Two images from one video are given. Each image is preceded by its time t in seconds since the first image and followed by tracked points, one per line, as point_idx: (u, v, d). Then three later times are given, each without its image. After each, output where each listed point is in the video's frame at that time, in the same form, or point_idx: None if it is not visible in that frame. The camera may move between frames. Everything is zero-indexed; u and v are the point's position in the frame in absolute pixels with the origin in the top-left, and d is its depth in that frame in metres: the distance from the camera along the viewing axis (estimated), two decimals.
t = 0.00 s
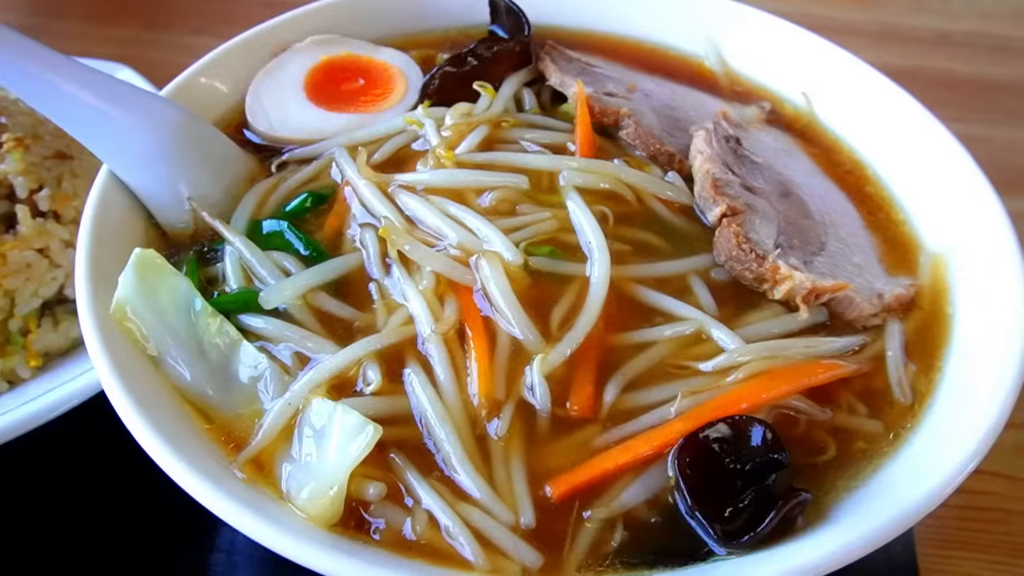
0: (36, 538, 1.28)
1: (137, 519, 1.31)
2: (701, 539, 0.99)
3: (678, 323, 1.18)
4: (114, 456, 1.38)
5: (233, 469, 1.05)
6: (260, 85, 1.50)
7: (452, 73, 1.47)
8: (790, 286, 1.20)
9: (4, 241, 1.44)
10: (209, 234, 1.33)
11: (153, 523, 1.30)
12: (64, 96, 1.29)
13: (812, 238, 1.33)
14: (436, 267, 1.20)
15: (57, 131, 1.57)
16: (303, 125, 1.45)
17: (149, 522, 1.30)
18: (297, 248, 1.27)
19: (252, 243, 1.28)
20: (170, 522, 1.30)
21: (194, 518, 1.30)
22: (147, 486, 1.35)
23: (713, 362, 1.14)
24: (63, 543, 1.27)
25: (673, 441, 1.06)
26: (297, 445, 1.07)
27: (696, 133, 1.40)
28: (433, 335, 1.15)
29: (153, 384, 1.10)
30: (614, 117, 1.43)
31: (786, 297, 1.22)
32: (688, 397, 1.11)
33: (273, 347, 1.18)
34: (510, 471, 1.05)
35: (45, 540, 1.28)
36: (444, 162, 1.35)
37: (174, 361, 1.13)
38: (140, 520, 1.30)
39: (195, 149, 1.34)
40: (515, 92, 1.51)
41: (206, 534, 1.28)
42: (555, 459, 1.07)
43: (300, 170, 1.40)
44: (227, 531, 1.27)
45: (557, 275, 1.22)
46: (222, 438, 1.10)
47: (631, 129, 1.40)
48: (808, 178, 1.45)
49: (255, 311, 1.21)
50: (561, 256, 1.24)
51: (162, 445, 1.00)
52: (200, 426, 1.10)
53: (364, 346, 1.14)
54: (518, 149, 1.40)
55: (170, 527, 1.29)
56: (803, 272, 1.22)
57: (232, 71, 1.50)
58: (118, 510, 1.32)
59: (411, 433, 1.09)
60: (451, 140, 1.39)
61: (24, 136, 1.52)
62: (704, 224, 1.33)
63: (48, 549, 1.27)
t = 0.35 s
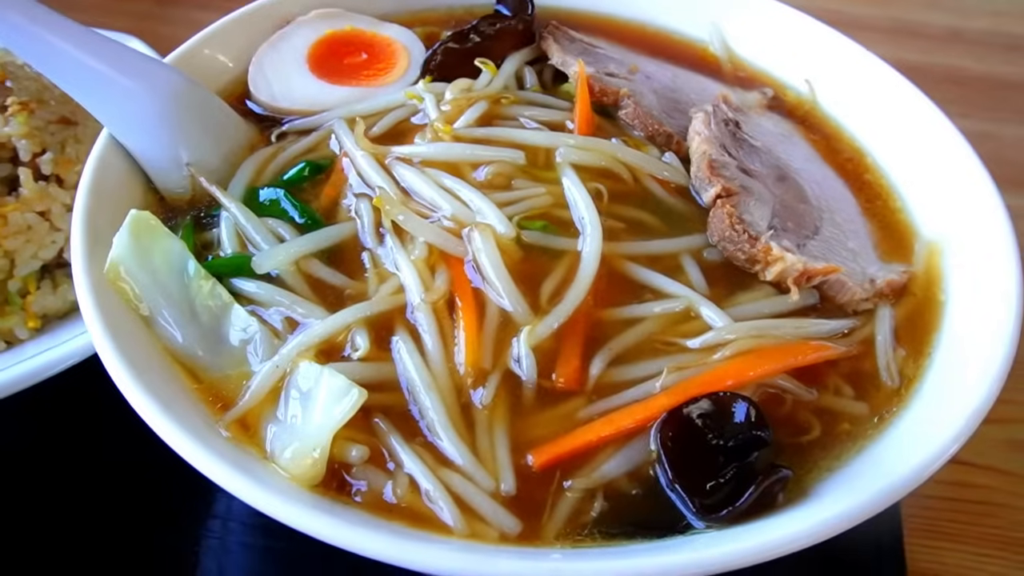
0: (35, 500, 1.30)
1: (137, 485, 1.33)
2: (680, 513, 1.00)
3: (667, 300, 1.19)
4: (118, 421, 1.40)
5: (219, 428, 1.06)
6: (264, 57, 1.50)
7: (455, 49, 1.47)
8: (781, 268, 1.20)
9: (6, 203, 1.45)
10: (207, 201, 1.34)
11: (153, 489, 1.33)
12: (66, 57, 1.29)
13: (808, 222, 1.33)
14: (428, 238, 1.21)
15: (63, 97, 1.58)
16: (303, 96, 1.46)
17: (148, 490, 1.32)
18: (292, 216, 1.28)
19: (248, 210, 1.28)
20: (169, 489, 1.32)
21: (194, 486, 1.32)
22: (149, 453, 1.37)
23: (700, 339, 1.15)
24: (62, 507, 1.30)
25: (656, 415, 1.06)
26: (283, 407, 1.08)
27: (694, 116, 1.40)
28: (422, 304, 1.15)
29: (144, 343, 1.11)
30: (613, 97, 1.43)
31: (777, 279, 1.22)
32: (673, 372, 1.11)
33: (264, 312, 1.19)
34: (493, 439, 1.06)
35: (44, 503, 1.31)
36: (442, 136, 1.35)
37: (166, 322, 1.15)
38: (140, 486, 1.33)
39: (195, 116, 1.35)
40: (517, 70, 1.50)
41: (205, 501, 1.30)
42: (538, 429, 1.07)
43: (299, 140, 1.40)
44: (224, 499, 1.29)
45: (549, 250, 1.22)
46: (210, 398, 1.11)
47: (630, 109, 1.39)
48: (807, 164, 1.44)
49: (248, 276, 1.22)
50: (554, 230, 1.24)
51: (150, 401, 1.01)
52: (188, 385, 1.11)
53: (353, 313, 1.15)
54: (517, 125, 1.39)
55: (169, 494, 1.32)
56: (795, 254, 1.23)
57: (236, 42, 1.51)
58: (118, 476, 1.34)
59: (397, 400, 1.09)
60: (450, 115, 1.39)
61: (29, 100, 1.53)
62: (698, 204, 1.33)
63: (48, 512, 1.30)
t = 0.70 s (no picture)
0: (84, 492, 1.28)
1: (193, 492, 1.30)
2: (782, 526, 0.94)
3: (760, 307, 1.15)
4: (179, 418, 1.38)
5: (299, 421, 1.02)
6: (336, 55, 1.49)
7: (530, 52, 1.46)
8: (875, 279, 1.16)
9: (72, 193, 1.43)
10: (280, 194, 1.31)
11: (206, 499, 1.29)
12: (144, 44, 1.27)
13: (896, 235, 1.29)
14: (511, 236, 1.18)
15: (129, 90, 1.56)
16: (376, 94, 1.44)
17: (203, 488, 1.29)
18: (369, 212, 1.25)
19: (324, 204, 1.25)
20: (227, 489, 1.30)
21: (251, 487, 1.29)
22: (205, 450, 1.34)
23: (797, 347, 1.11)
24: (97, 501, 1.28)
25: (755, 423, 1.02)
26: (365, 403, 1.04)
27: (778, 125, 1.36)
28: (507, 303, 1.12)
29: (221, 332, 1.08)
30: (694, 103, 1.39)
31: (869, 291, 1.17)
32: (769, 381, 1.07)
33: (341, 306, 1.15)
34: (583, 443, 1.02)
35: (68, 500, 1.27)
36: (520, 136, 1.32)
37: (242, 313, 1.11)
38: (196, 494, 1.29)
39: (270, 109, 1.33)
40: (592, 75, 1.47)
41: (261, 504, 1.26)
42: (630, 434, 1.03)
43: (373, 138, 1.38)
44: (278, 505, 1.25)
45: (635, 253, 1.18)
46: (287, 392, 1.07)
47: (711, 116, 1.36)
48: (889, 177, 1.41)
49: (325, 270, 1.19)
50: (639, 233, 1.21)
51: (229, 390, 0.97)
52: (265, 378, 1.07)
53: (436, 309, 1.11)
54: (596, 129, 1.36)
55: (227, 493, 1.29)
56: (888, 265, 1.19)
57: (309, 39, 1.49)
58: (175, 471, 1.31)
59: (482, 400, 1.05)
60: (528, 116, 1.36)
61: (97, 91, 1.51)
62: (784, 213, 1.29)
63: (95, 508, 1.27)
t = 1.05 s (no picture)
0: (187, 527, 1.17)
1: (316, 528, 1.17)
2: None
3: (986, 340, 1.03)
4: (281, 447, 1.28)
5: (494, 454, 0.91)
6: (479, 71, 1.39)
7: (688, 70, 1.37)
8: None
9: (200, 208, 1.35)
10: (434, 210, 1.22)
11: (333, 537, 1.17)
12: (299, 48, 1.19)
13: None
14: (701, 258, 1.07)
15: (253, 105, 1.45)
16: (528, 112, 1.35)
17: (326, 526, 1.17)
18: (537, 229, 1.15)
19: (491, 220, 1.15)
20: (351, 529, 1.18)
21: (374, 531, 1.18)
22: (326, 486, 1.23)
23: None
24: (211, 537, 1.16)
25: (1013, 468, 0.89)
26: (564, 436, 0.93)
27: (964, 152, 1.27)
28: (707, 329, 1.01)
29: (394, 352, 0.97)
30: (871, 125, 1.30)
31: None
32: (1014, 421, 0.95)
33: (518, 328, 1.04)
34: (814, 486, 0.90)
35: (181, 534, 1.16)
36: (693, 153, 1.23)
37: (413, 332, 1.00)
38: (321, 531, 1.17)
39: (423, 121, 1.23)
40: (755, 96, 1.38)
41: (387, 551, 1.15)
42: (866, 478, 0.91)
43: (527, 155, 1.29)
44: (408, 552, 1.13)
45: (840, 279, 1.07)
46: (472, 421, 0.96)
47: (892, 139, 1.27)
48: None
49: (498, 289, 1.08)
50: (840, 258, 1.10)
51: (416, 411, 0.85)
52: (447, 406, 0.96)
53: (630, 334, 1.00)
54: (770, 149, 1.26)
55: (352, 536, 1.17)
56: None
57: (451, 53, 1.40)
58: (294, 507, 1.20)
59: (693, 435, 0.94)
60: (696, 134, 1.26)
61: (223, 104, 1.42)
62: (987, 243, 1.18)
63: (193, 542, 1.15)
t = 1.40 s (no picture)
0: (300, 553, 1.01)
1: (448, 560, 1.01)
2: None
3: None
4: (397, 483, 1.10)
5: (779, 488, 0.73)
6: (645, 68, 1.24)
7: (879, 63, 1.26)
8: None
9: (345, 218, 1.27)
10: (629, 214, 1.08)
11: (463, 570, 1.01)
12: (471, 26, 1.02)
13: None
14: (962, 260, 0.94)
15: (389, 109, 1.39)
16: (710, 108, 1.23)
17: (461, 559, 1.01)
18: (760, 231, 1.01)
19: (710, 221, 1.01)
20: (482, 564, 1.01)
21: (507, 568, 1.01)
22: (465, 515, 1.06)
23: None
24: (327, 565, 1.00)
25: None
26: (856, 466, 0.74)
27: None
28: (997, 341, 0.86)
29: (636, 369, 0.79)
30: None
31: None
32: None
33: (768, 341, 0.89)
34: None
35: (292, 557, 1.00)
36: (918, 146, 1.11)
37: (651, 347, 0.82)
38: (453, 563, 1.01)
39: (612, 111, 1.06)
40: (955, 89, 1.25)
41: None
42: None
43: (718, 154, 1.16)
44: None
45: None
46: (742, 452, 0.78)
47: None
48: None
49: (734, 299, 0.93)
50: None
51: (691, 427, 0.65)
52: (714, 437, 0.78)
53: (910, 347, 0.86)
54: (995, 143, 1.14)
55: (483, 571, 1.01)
56: None
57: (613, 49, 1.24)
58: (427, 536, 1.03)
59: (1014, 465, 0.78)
60: (911, 125, 1.15)
61: (361, 106, 1.35)
62: None
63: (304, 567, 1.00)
